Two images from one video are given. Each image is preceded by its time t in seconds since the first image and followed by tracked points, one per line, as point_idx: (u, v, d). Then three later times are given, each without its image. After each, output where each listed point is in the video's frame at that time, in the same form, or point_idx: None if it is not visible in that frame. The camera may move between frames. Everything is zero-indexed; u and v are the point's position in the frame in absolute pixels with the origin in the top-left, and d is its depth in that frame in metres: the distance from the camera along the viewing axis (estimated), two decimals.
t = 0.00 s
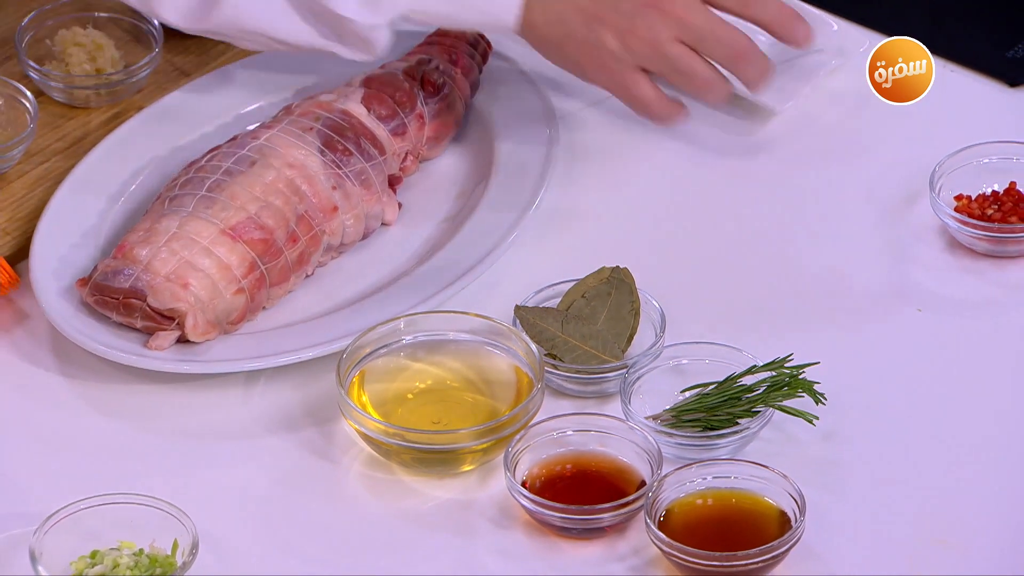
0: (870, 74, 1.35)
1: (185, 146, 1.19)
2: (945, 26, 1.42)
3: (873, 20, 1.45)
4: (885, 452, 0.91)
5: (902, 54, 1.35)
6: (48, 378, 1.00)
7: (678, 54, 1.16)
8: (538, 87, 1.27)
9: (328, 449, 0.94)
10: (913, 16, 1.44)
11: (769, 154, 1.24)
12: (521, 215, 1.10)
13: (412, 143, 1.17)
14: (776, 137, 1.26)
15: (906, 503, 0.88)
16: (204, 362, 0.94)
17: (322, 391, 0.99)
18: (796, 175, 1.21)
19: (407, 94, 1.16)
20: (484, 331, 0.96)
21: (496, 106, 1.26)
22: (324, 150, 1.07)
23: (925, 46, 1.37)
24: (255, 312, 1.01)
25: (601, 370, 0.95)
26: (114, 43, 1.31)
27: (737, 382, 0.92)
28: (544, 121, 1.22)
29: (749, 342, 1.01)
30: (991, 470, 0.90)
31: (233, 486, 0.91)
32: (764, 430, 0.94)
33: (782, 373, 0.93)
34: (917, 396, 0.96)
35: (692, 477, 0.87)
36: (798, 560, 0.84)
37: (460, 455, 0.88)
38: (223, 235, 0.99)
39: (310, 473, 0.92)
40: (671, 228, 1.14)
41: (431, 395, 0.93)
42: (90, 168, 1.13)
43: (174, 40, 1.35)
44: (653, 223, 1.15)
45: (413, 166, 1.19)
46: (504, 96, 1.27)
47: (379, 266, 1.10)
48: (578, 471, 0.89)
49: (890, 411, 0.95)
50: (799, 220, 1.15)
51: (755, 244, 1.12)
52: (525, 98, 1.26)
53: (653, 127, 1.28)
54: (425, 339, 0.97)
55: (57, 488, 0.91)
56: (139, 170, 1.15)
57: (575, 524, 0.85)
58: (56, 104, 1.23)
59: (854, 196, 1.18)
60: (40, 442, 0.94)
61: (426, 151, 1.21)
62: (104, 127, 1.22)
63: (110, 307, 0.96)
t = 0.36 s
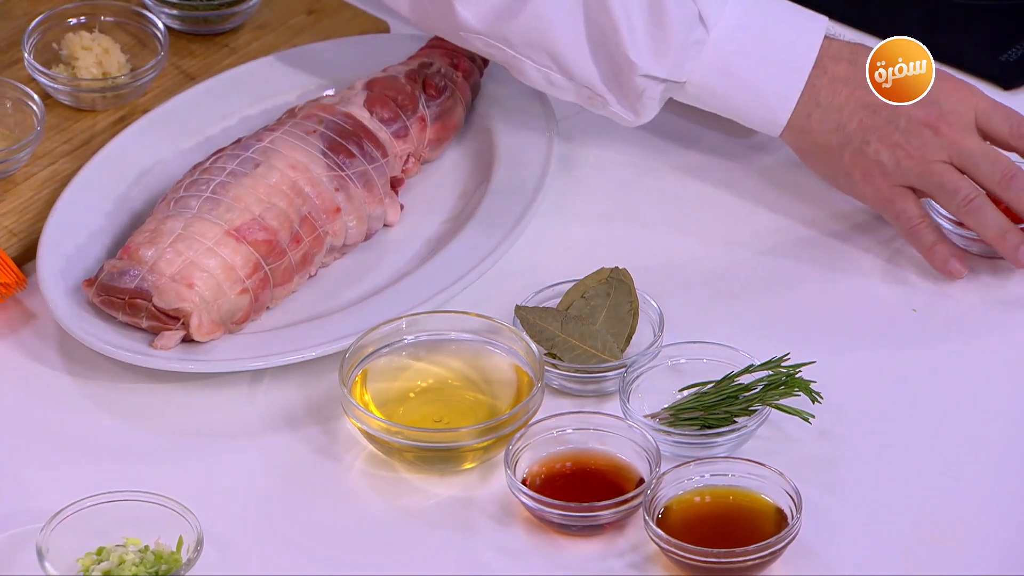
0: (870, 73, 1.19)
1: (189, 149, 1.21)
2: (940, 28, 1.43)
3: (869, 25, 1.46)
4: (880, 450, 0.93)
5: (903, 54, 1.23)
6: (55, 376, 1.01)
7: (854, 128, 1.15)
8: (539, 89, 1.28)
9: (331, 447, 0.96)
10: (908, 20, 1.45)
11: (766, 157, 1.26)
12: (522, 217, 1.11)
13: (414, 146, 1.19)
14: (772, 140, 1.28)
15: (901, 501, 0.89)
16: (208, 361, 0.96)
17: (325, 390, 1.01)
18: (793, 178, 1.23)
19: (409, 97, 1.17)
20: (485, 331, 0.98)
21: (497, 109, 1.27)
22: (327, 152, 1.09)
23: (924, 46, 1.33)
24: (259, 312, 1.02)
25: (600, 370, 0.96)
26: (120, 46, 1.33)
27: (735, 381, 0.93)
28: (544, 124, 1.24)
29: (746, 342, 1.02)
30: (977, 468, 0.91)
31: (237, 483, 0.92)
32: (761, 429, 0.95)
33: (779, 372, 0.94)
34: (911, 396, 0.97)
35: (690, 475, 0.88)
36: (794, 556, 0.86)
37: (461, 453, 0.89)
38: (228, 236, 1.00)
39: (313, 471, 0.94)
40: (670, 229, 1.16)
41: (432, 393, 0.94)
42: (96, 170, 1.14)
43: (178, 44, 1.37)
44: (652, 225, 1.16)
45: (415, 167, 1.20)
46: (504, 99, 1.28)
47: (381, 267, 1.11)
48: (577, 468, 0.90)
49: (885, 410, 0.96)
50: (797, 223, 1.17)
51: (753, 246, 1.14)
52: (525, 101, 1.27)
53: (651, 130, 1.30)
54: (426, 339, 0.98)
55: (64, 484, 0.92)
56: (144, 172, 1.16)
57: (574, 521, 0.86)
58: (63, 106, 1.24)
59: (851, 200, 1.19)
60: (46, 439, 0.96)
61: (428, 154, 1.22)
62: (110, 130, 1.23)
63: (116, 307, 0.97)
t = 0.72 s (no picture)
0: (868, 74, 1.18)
1: (195, 151, 1.22)
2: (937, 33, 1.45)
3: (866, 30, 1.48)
4: (875, 449, 0.94)
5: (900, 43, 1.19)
6: (62, 375, 1.02)
7: (774, 43, 1.18)
8: (539, 93, 1.29)
9: (334, 445, 0.97)
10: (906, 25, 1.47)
11: (764, 160, 1.27)
12: (522, 219, 1.12)
13: (416, 148, 1.20)
14: (769, 144, 1.29)
15: (896, 500, 0.90)
16: (213, 361, 0.97)
17: (328, 389, 1.02)
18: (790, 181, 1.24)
19: (411, 100, 1.19)
20: (485, 331, 0.99)
21: (497, 111, 1.28)
22: (330, 155, 1.10)
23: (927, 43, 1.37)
24: (263, 312, 1.04)
25: (599, 369, 0.97)
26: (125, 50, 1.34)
27: (732, 380, 0.95)
28: (544, 126, 1.25)
29: (744, 343, 1.04)
30: (972, 467, 0.93)
31: (242, 481, 0.94)
32: (758, 428, 0.97)
33: (776, 371, 0.96)
34: (907, 396, 0.99)
35: (688, 474, 0.90)
36: (791, 553, 0.87)
37: (462, 452, 0.91)
38: (232, 238, 1.01)
39: (317, 469, 0.95)
40: (668, 231, 1.17)
41: (434, 393, 0.96)
42: (102, 173, 1.16)
43: (184, 47, 1.38)
44: (650, 227, 1.18)
45: (417, 170, 1.22)
46: (505, 102, 1.29)
47: (383, 268, 1.12)
48: (577, 467, 0.91)
49: (880, 410, 0.97)
50: (793, 224, 1.18)
51: (751, 247, 1.15)
52: (525, 104, 1.28)
53: (651, 132, 1.31)
54: (428, 339, 0.99)
55: (71, 482, 0.93)
56: (150, 174, 1.18)
57: (574, 518, 0.87)
58: (70, 110, 1.26)
59: (847, 203, 1.21)
60: (54, 438, 0.97)
61: (429, 156, 1.23)
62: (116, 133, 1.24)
63: (122, 308, 0.99)
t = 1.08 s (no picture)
0: None
1: (200, 153, 1.23)
2: (932, 37, 1.46)
3: (862, 34, 1.49)
4: (870, 448, 0.95)
5: None
6: (68, 374, 1.04)
7: None
8: (539, 95, 1.31)
9: (337, 444, 0.98)
10: (902, 29, 1.48)
11: (761, 163, 1.29)
12: (522, 220, 1.14)
13: (418, 151, 1.21)
14: (767, 147, 1.31)
15: (890, 498, 0.92)
16: (217, 361, 0.99)
17: (331, 388, 1.03)
18: (787, 183, 1.26)
19: (413, 104, 1.20)
20: (487, 331, 1.00)
21: (498, 114, 1.30)
22: (333, 157, 1.12)
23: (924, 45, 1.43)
24: (267, 313, 1.05)
25: (599, 369, 0.98)
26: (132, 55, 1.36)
27: (729, 380, 0.96)
28: (544, 128, 1.26)
29: (741, 343, 1.05)
30: (966, 466, 0.94)
31: (246, 479, 0.95)
32: (756, 427, 0.98)
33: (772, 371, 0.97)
34: (902, 395, 1.00)
35: (686, 472, 0.91)
36: (787, 550, 0.88)
37: (463, 450, 0.92)
38: (236, 239, 1.03)
39: (320, 467, 0.96)
40: (667, 233, 1.18)
41: (435, 392, 0.97)
42: (108, 175, 1.17)
43: (189, 51, 1.40)
44: (649, 228, 1.19)
45: (418, 172, 1.23)
46: (506, 104, 1.31)
47: (385, 269, 1.14)
48: (577, 465, 0.93)
49: (876, 410, 0.99)
50: (790, 226, 1.20)
51: (748, 249, 1.17)
52: (526, 107, 1.30)
53: (650, 135, 1.33)
54: (430, 339, 1.01)
55: (78, 479, 0.95)
56: (155, 175, 1.19)
57: (574, 516, 0.88)
58: (77, 113, 1.27)
59: (844, 205, 1.22)
60: (61, 436, 0.98)
61: (431, 158, 1.25)
62: (122, 135, 1.26)
63: (128, 308, 1.00)
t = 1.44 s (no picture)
0: None
1: (205, 155, 1.25)
2: (928, 40, 1.47)
3: (859, 37, 1.51)
4: (866, 447, 0.97)
5: None
6: (75, 373, 1.05)
7: None
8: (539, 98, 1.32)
9: (340, 442, 1.00)
10: (898, 33, 1.50)
11: (759, 165, 1.30)
12: (522, 221, 1.15)
13: (419, 153, 1.23)
14: (765, 149, 1.32)
15: (885, 496, 0.93)
16: (222, 360, 1.00)
17: (334, 387, 1.05)
18: (784, 185, 1.27)
19: (415, 106, 1.21)
20: (488, 331, 1.02)
21: (499, 116, 1.31)
22: (336, 160, 1.13)
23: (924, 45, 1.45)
24: (271, 313, 1.07)
25: (598, 368, 1.00)
26: (137, 57, 1.37)
27: (727, 379, 0.97)
28: (544, 131, 1.28)
29: (740, 343, 1.06)
30: (959, 465, 0.95)
31: (250, 476, 0.97)
32: (753, 425, 0.99)
33: (769, 371, 0.98)
34: (896, 395, 1.02)
35: (684, 470, 0.92)
36: (784, 546, 0.90)
37: (465, 448, 0.93)
38: (240, 240, 1.04)
39: (323, 465, 0.98)
40: (665, 234, 1.20)
41: (437, 391, 0.98)
42: (114, 176, 1.18)
43: (194, 54, 1.41)
44: (648, 230, 1.20)
45: (420, 174, 1.24)
46: (506, 106, 1.32)
47: (387, 270, 1.15)
48: (576, 463, 0.94)
49: (871, 409, 1.00)
50: (787, 227, 1.21)
51: (745, 250, 1.18)
52: (526, 109, 1.31)
53: (649, 137, 1.34)
54: (431, 339, 1.02)
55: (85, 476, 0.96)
56: (160, 177, 1.21)
57: (573, 513, 0.90)
58: (83, 116, 1.29)
59: (841, 206, 1.24)
60: (68, 434, 1.00)
61: (432, 160, 1.26)
62: (128, 138, 1.27)
63: (133, 308, 1.01)
